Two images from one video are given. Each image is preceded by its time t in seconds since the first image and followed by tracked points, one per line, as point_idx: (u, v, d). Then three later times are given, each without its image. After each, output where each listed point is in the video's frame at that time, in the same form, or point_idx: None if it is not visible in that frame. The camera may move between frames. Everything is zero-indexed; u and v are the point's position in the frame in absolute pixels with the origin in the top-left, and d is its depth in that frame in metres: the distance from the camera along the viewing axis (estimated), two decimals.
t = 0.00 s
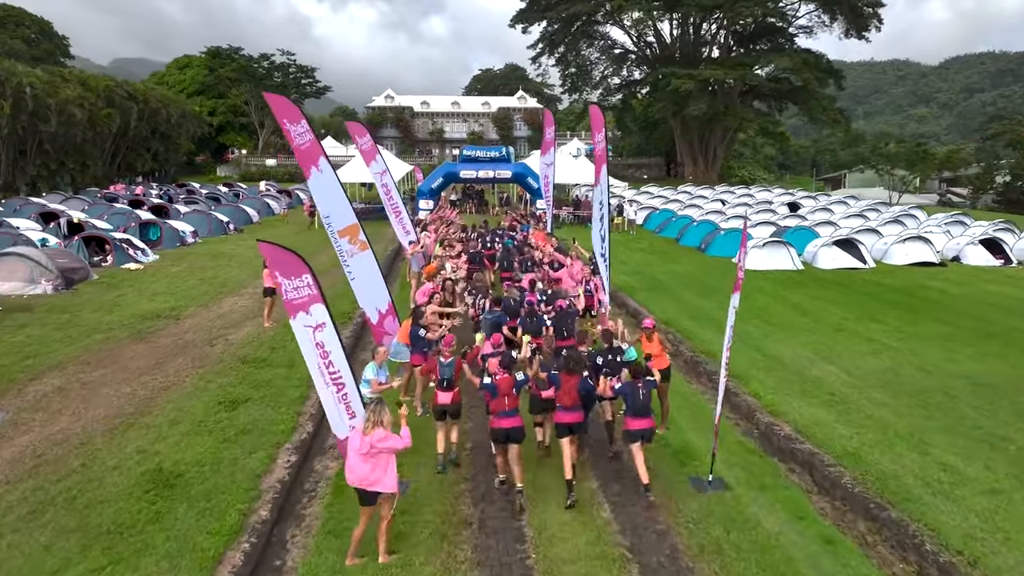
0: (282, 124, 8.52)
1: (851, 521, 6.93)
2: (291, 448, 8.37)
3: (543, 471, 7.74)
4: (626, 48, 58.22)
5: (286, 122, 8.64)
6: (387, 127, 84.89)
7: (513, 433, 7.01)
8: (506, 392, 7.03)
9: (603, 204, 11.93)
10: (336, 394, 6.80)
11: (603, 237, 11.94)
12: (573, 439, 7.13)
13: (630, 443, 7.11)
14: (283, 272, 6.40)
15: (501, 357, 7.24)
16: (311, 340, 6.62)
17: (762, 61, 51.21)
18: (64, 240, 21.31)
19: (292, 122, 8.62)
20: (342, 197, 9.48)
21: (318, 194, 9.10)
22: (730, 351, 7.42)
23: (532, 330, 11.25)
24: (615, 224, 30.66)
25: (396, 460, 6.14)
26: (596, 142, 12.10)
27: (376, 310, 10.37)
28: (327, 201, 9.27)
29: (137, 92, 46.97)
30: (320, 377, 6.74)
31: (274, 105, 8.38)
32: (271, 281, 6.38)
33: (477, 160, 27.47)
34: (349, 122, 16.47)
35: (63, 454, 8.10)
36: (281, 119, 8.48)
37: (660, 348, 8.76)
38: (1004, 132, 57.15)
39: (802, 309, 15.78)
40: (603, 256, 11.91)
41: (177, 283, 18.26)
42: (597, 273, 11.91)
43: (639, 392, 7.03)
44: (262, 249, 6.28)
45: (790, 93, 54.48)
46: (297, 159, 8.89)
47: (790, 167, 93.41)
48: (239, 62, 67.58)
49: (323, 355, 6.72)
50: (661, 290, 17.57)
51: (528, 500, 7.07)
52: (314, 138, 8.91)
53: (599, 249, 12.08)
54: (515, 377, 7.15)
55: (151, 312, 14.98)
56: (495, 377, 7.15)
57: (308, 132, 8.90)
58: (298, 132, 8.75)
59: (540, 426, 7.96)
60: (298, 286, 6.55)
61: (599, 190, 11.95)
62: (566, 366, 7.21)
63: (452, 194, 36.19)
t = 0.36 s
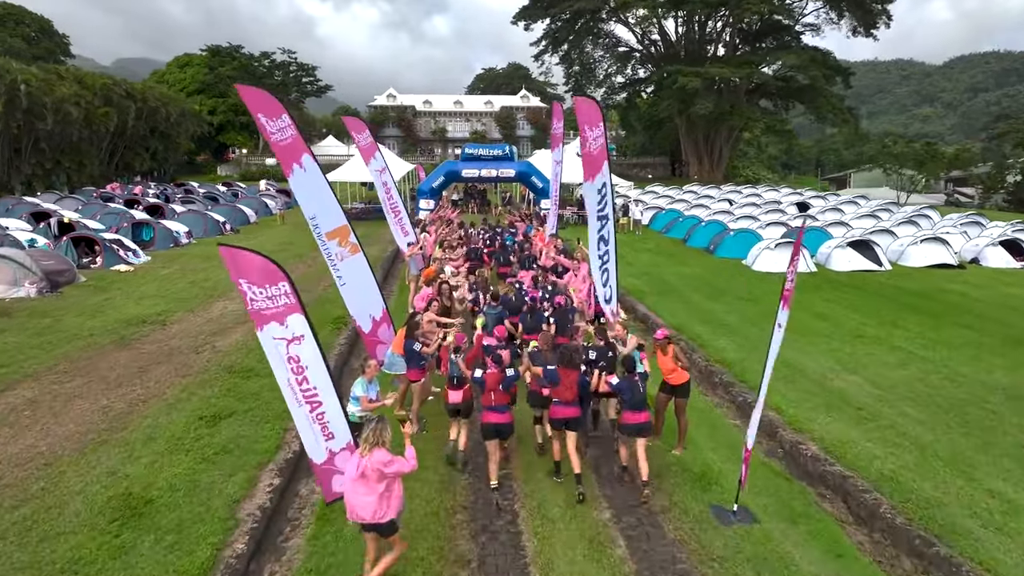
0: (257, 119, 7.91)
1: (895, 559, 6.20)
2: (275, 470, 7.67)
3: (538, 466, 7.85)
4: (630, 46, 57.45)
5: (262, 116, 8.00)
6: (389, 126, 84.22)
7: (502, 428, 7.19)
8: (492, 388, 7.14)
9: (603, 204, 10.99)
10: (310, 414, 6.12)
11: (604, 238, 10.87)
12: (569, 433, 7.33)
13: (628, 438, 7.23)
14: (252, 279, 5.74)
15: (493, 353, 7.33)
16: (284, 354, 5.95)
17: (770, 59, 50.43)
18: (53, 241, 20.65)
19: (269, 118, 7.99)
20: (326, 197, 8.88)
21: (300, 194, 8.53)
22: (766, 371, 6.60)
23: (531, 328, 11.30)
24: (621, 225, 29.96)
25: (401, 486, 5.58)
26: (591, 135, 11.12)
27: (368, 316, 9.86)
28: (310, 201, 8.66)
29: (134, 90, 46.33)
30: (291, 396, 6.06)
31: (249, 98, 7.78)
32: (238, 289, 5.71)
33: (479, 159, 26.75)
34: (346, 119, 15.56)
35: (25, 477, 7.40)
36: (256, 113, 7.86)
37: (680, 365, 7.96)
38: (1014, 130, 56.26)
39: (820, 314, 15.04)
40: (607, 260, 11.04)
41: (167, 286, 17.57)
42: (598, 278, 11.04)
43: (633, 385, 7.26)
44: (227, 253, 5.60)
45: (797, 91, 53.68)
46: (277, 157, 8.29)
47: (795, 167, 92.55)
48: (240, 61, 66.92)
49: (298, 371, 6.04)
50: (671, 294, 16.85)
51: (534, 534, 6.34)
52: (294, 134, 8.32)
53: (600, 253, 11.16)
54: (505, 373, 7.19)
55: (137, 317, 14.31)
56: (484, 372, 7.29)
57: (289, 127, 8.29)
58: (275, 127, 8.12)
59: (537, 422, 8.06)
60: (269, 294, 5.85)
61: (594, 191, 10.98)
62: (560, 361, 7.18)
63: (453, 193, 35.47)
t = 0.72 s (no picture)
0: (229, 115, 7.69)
1: None
2: (255, 496, 6.99)
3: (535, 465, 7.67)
4: (635, 44, 56.73)
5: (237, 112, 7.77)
6: (391, 126, 83.57)
7: (495, 427, 6.87)
8: (488, 387, 6.79)
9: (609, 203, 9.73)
10: (286, 440, 5.47)
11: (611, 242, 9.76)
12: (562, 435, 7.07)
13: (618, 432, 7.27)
14: (218, 291, 5.10)
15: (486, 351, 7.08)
16: (256, 375, 5.31)
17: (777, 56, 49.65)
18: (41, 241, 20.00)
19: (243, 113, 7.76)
20: (309, 197, 8.56)
21: (279, 193, 8.25)
22: (803, 396, 5.87)
23: (532, 324, 10.83)
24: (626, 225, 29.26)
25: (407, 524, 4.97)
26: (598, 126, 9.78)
27: (361, 325, 9.31)
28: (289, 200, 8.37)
29: (133, 89, 45.70)
30: (264, 421, 5.39)
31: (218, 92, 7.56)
32: (200, 301, 5.08)
33: (482, 158, 26.04)
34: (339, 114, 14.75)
35: None
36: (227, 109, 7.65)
37: (698, 382, 7.22)
38: None
39: (839, 319, 14.31)
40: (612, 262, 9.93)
41: (156, 289, 16.90)
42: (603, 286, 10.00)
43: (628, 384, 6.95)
44: (187, 262, 4.96)
45: (805, 89, 52.87)
46: (255, 155, 8.07)
47: (800, 167, 91.73)
48: (240, 59, 66.27)
49: (272, 393, 5.39)
50: (681, 298, 16.14)
51: None
52: (272, 131, 8.08)
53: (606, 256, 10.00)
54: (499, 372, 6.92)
55: (122, 323, 13.64)
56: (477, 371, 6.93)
57: (268, 124, 8.02)
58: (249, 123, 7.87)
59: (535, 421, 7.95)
60: (238, 307, 5.20)
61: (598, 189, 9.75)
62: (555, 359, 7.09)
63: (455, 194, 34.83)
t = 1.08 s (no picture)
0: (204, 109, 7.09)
1: None
2: (231, 529, 6.32)
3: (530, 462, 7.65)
4: (640, 42, 55.98)
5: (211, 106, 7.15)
6: (393, 125, 83.00)
7: (490, 426, 6.82)
8: (479, 384, 6.76)
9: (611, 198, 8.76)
10: (258, 477, 4.79)
11: (617, 243, 8.89)
12: (557, 427, 7.12)
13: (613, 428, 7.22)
14: (180, 308, 4.41)
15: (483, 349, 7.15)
16: (224, 403, 4.63)
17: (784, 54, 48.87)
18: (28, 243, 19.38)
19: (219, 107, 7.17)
20: (294, 198, 7.97)
21: (260, 194, 7.66)
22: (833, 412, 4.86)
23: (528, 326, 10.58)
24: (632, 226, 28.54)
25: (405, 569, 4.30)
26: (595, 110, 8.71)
27: (352, 336, 8.64)
28: (272, 201, 7.78)
29: (131, 87, 45.14)
30: (233, 456, 4.72)
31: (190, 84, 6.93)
32: (158, 318, 4.39)
33: (483, 156, 25.31)
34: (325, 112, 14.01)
35: None
36: (200, 103, 7.04)
37: (708, 399, 6.51)
38: None
39: (859, 325, 13.59)
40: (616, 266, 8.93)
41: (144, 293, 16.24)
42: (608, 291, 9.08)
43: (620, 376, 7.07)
44: (141, 274, 4.26)
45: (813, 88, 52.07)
46: (235, 153, 7.46)
47: (806, 167, 91.00)
48: (241, 58, 65.71)
49: (242, 424, 4.71)
50: (692, 303, 15.44)
51: None
52: (253, 126, 7.50)
53: (610, 258, 9.02)
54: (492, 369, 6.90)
55: (106, 330, 13.00)
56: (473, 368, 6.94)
57: (248, 119, 7.43)
58: (226, 119, 7.27)
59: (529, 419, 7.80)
60: (203, 327, 4.50)
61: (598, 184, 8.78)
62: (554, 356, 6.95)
63: (457, 194, 34.18)
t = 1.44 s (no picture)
0: (177, 98, 6.40)
1: None
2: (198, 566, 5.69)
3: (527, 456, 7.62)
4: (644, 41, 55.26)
5: (186, 96, 6.48)
6: (395, 125, 82.35)
7: (487, 425, 6.70)
8: (478, 382, 6.58)
9: (616, 189, 8.04)
10: (214, 524, 4.16)
11: (624, 241, 8.12)
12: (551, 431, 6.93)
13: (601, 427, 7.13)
14: (120, 330, 3.76)
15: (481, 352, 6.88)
16: (174, 441, 3.99)
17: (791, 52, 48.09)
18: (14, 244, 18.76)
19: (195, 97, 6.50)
20: (278, 197, 7.31)
21: (240, 192, 7.00)
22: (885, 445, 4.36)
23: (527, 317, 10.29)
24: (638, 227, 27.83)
25: None
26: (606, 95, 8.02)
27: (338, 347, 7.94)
28: (254, 200, 7.11)
29: (128, 85, 44.55)
30: (186, 502, 4.07)
31: (161, 70, 6.26)
32: (91, 341, 3.72)
33: (484, 155, 24.61)
34: (312, 110, 13.25)
35: None
36: (173, 92, 6.36)
37: (717, 415, 5.87)
38: None
39: (879, 332, 12.88)
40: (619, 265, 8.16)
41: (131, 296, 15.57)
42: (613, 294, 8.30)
43: (610, 375, 7.06)
44: (71, 291, 3.60)
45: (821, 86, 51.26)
46: (212, 148, 6.79)
47: (811, 167, 90.11)
48: (241, 56, 65.14)
49: (196, 463, 4.07)
50: (702, 307, 14.74)
51: None
52: (232, 118, 6.83)
53: (616, 258, 8.23)
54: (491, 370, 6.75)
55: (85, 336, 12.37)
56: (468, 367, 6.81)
57: (226, 111, 6.77)
58: (203, 110, 6.60)
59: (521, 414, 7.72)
60: (147, 353, 3.86)
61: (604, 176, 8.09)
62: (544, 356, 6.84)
63: (458, 193, 33.50)
